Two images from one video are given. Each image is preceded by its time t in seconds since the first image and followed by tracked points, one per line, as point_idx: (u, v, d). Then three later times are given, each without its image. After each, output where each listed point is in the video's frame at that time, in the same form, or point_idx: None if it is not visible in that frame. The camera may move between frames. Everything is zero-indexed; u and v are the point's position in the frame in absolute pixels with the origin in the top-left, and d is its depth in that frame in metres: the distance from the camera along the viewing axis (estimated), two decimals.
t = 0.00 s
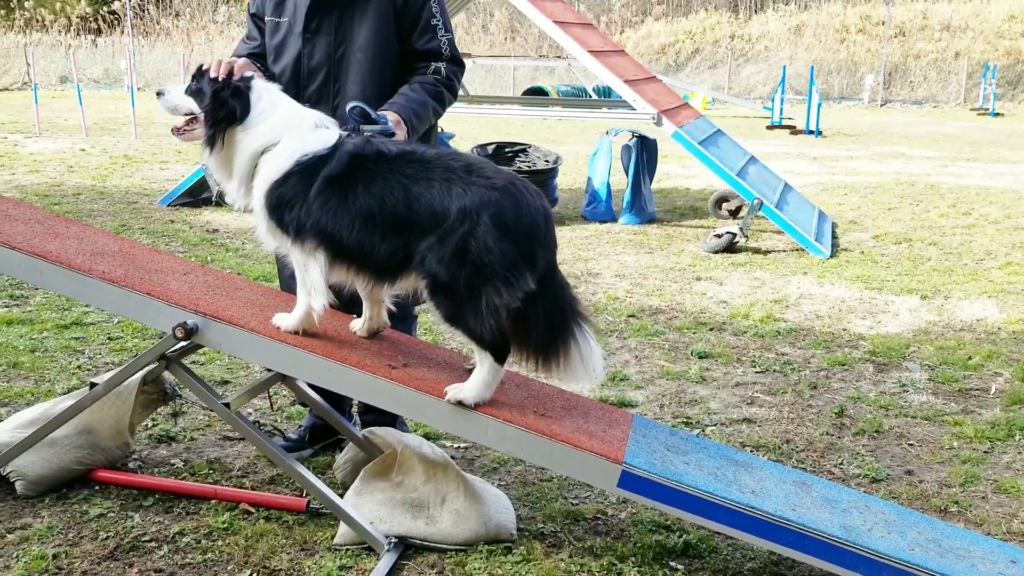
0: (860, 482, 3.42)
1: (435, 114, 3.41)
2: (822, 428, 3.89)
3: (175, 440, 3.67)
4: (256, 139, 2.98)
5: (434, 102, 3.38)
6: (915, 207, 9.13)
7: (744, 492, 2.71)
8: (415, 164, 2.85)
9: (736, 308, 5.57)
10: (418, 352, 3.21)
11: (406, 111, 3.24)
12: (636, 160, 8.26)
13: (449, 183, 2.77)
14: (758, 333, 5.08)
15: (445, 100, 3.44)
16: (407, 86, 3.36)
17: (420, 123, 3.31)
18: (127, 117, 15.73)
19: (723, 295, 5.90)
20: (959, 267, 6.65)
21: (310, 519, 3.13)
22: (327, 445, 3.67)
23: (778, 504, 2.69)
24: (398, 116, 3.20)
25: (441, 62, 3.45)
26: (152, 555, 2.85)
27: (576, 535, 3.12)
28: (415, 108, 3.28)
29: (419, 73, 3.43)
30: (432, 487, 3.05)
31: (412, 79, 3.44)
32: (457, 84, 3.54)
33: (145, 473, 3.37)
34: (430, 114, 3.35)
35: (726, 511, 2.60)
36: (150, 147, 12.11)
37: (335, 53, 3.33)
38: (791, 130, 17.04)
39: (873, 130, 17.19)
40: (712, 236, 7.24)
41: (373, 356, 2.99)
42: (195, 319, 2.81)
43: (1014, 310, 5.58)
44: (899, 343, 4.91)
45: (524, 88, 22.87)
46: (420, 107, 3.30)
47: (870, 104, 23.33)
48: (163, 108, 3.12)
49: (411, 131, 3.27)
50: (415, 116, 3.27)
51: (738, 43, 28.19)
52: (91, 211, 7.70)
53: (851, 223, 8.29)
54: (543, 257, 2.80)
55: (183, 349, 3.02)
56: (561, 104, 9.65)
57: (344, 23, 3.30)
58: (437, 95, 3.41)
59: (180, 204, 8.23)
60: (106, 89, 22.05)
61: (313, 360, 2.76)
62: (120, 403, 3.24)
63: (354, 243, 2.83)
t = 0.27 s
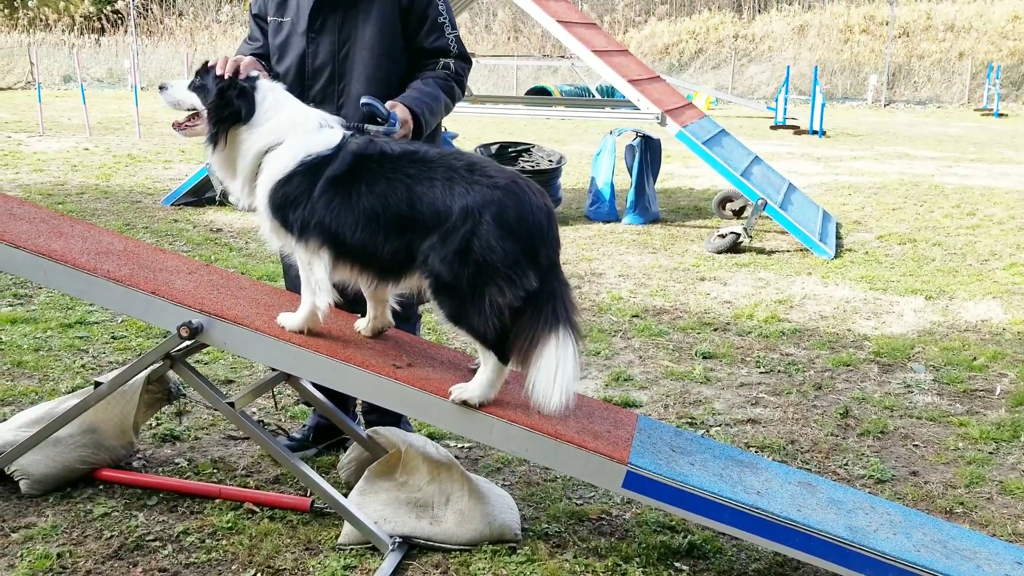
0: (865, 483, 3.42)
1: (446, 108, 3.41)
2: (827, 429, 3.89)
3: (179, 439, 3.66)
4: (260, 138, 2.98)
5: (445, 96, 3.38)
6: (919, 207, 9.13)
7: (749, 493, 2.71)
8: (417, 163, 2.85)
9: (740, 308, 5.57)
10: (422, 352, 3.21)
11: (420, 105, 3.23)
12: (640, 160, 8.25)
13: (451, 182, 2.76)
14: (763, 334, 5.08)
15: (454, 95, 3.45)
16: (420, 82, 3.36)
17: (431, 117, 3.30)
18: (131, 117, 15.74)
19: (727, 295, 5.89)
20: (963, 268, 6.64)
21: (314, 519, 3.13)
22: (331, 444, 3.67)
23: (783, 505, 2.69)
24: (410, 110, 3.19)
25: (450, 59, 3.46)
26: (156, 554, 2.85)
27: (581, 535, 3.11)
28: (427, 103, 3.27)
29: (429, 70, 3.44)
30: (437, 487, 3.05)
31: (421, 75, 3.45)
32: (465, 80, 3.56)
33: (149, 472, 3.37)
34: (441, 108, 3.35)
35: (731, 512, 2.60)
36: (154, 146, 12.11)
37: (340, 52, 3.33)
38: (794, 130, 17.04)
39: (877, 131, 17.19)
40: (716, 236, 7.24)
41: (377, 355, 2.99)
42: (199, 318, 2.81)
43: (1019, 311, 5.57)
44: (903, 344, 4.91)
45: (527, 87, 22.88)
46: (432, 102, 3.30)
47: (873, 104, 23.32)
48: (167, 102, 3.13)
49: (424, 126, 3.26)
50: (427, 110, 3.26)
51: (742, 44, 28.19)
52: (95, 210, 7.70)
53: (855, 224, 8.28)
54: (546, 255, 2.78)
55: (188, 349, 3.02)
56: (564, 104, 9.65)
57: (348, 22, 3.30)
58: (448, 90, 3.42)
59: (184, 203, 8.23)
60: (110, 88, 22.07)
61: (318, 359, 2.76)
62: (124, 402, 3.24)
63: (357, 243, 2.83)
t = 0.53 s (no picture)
0: (888, 486, 3.39)
1: (456, 104, 3.35)
2: (849, 431, 3.86)
3: (199, 438, 3.68)
4: (279, 138, 2.99)
5: (454, 91, 3.32)
6: (940, 208, 9.04)
7: (770, 495, 2.69)
8: (434, 163, 2.85)
9: (760, 309, 5.54)
10: (440, 352, 3.21)
11: (423, 97, 3.18)
12: (658, 161, 8.22)
13: (468, 182, 2.77)
14: (783, 335, 5.05)
15: (465, 92, 3.39)
16: (428, 77, 3.32)
17: (438, 111, 3.24)
18: (152, 117, 15.87)
19: (747, 296, 5.87)
20: (986, 269, 6.58)
21: (334, 518, 3.13)
22: (350, 445, 3.68)
23: (804, 507, 2.67)
24: (411, 103, 3.14)
25: (462, 58, 3.43)
26: (177, 553, 2.86)
27: (600, 537, 3.10)
28: (432, 96, 3.22)
29: (440, 67, 3.40)
30: (455, 488, 3.05)
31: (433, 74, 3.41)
32: (478, 80, 3.51)
33: (170, 471, 3.39)
34: (448, 101, 3.28)
35: (752, 515, 2.58)
36: (174, 147, 12.20)
37: (359, 52, 3.33)
38: (814, 130, 16.93)
39: (897, 131, 17.05)
40: (735, 237, 7.21)
41: (396, 356, 3.00)
42: (220, 318, 2.83)
43: None
44: (926, 346, 4.87)
45: (545, 88, 22.88)
46: (438, 95, 3.24)
47: (893, 104, 23.14)
48: (187, 100, 3.14)
49: (428, 119, 3.20)
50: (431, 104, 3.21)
51: (761, 43, 28.05)
52: (116, 211, 7.76)
53: (875, 224, 8.22)
54: (563, 255, 2.78)
55: (209, 348, 3.04)
56: (582, 104, 9.63)
57: (368, 22, 3.31)
58: (458, 86, 3.36)
59: (203, 203, 8.29)
60: (130, 89, 22.26)
61: (337, 359, 2.77)
62: (145, 401, 3.26)
63: (373, 242, 2.83)
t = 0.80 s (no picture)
0: (910, 488, 3.36)
1: (465, 109, 3.32)
2: (870, 433, 3.83)
3: (220, 436, 3.71)
4: (298, 138, 3.00)
5: (464, 96, 3.30)
6: (963, 207, 8.96)
7: (792, 497, 2.68)
8: (451, 163, 2.85)
9: (781, 310, 5.51)
10: (458, 352, 3.21)
11: (429, 102, 3.17)
12: (678, 160, 8.19)
13: (485, 182, 2.77)
14: (804, 335, 5.02)
15: (475, 96, 3.36)
16: (437, 81, 3.30)
17: (446, 117, 3.22)
18: (172, 118, 15.99)
19: (767, 296, 5.83)
20: (1009, 269, 6.51)
21: (353, 517, 3.14)
22: (369, 445, 3.68)
23: (826, 509, 2.65)
24: (418, 109, 3.13)
25: (476, 60, 3.39)
26: (198, 551, 2.88)
27: (620, 538, 3.10)
28: (439, 100, 3.19)
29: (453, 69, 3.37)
30: (475, 488, 3.06)
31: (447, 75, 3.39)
32: (492, 83, 3.48)
33: (191, 470, 3.41)
34: (457, 107, 3.26)
35: (773, 517, 2.56)
36: (194, 147, 12.29)
37: (379, 54, 3.35)
38: (834, 128, 16.81)
39: (919, 129, 16.89)
40: (754, 236, 7.17)
41: (415, 355, 3.00)
42: (241, 318, 2.85)
43: None
44: (948, 347, 4.83)
45: (563, 87, 22.86)
46: (447, 100, 3.22)
47: (915, 103, 22.93)
48: (207, 101, 3.16)
49: (435, 124, 3.18)
50: (440, 109, 3.19)
51: (781, 41, 27.88)
52: (138, 211, 7.83)
53: (897, 224, 8.15)
54: (582, 254, 2.78)
55: (230, 348, 3.06)
56: (601, 104, 9.61)
57: (388, 23, 3.32)
58: (469, 90, 3.33)
59: (223, 203, 8.34)
60: (151, 90, 22.44)
61: (356, 359, 2.78)
62: (167, 400, 3.28)
63: (391, 241, 2.84)
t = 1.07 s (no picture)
0: (923, 490, 3.35)
1: (471, 110, 3.32)
2: (883, 435, 3.82)
3: (233, 435, 3.72)
4: (310, 138, 3.01)
5: (470, 97, 3.29)
6: (977, 208, 8.91)
7: (804, 499, 2.67)
8: (464, 162, 2.86)
9: (793, 311, 5.49)
10: (470, 352, 3.20)
11: (435, 104, 3.16)
12: (690, 161, 8.18)
13: (498, 181, 2.77)
14: (817, 337, 5.01)
15: (482, 97, 3.36)
16: (444, 80, 3.29)
17: (451, 117, 3.22)
18: (185, 117, 16.06)
19: (779, 297, 5.82)
20: None
21: (365, 516, 3.15)
22: (380, 444, 3.69)
23: (838, 511, 2.64)
24: (424, 110, 3.13)
25: (485, 61, 3.38)
26: (211, 548, 2.90)
27: (631, 538, 3.10)
28: (444, 101, 3.19)
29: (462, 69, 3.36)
30: (486, 488, 3.06)
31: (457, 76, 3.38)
32: (501, 84, 3.46)
33: (204, 467, 3.42)
34: (462, 107, 3.26)
35: (786, 518, 2.56)
36: (207, 146, 12.34)
37: (392, 54, 3.36)
38: (847, 129, 16.75)
39: (933, 130, 16.80)
40: (767, 237, 7.16)
41: (427, 355, 3.01)
42: (254, 316, 2.85)
43: None
44: (962, 349, 4.80)
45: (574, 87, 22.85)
46: (453, 101, 3.22)
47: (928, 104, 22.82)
48: (222, 97, 3.19)
49: (440, 125, 3.18)
50: (445, 109, 3.18)
51: (794, 42, 27.80)
52: (151, 209, 7.86)
53: (910, 225, 8.12)
54: (594, 255, 2.78)
55: (243, 346, 3.07)
56: (612, 104, 9.59)
57: (401, 23, 3.33)
58: (475, 91, 3.32)
59: (236, 203, 8.36)
60: (164, 90, 22.55)
61: (368, 358, 2.79)
62: (180, 398, 3.29)
63: (403, 240, 2.84)
